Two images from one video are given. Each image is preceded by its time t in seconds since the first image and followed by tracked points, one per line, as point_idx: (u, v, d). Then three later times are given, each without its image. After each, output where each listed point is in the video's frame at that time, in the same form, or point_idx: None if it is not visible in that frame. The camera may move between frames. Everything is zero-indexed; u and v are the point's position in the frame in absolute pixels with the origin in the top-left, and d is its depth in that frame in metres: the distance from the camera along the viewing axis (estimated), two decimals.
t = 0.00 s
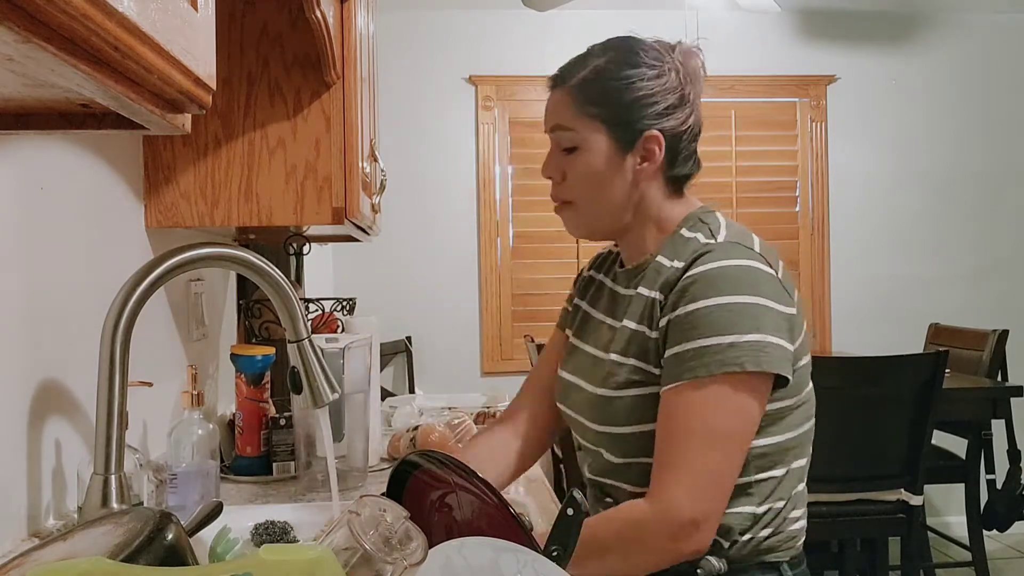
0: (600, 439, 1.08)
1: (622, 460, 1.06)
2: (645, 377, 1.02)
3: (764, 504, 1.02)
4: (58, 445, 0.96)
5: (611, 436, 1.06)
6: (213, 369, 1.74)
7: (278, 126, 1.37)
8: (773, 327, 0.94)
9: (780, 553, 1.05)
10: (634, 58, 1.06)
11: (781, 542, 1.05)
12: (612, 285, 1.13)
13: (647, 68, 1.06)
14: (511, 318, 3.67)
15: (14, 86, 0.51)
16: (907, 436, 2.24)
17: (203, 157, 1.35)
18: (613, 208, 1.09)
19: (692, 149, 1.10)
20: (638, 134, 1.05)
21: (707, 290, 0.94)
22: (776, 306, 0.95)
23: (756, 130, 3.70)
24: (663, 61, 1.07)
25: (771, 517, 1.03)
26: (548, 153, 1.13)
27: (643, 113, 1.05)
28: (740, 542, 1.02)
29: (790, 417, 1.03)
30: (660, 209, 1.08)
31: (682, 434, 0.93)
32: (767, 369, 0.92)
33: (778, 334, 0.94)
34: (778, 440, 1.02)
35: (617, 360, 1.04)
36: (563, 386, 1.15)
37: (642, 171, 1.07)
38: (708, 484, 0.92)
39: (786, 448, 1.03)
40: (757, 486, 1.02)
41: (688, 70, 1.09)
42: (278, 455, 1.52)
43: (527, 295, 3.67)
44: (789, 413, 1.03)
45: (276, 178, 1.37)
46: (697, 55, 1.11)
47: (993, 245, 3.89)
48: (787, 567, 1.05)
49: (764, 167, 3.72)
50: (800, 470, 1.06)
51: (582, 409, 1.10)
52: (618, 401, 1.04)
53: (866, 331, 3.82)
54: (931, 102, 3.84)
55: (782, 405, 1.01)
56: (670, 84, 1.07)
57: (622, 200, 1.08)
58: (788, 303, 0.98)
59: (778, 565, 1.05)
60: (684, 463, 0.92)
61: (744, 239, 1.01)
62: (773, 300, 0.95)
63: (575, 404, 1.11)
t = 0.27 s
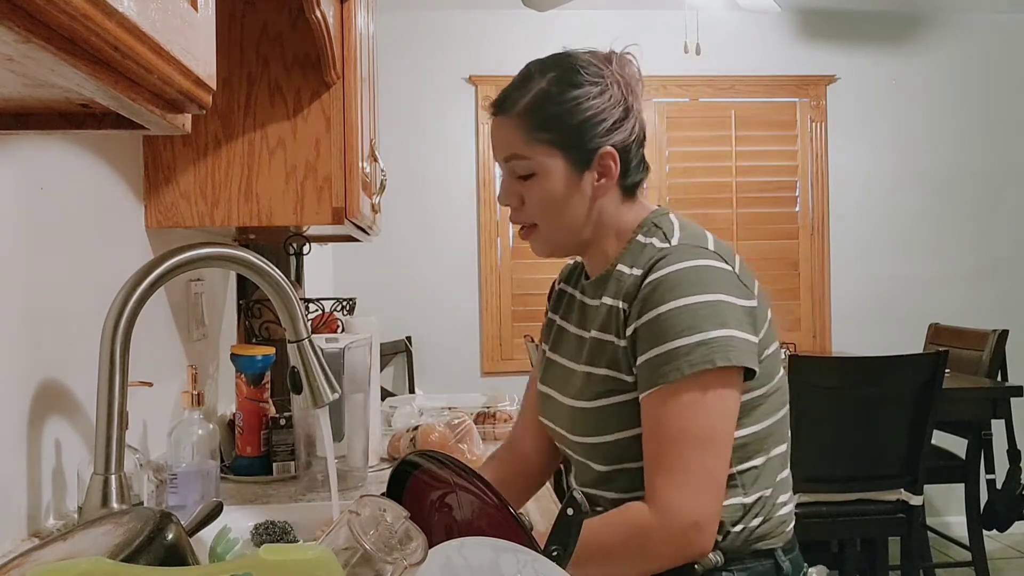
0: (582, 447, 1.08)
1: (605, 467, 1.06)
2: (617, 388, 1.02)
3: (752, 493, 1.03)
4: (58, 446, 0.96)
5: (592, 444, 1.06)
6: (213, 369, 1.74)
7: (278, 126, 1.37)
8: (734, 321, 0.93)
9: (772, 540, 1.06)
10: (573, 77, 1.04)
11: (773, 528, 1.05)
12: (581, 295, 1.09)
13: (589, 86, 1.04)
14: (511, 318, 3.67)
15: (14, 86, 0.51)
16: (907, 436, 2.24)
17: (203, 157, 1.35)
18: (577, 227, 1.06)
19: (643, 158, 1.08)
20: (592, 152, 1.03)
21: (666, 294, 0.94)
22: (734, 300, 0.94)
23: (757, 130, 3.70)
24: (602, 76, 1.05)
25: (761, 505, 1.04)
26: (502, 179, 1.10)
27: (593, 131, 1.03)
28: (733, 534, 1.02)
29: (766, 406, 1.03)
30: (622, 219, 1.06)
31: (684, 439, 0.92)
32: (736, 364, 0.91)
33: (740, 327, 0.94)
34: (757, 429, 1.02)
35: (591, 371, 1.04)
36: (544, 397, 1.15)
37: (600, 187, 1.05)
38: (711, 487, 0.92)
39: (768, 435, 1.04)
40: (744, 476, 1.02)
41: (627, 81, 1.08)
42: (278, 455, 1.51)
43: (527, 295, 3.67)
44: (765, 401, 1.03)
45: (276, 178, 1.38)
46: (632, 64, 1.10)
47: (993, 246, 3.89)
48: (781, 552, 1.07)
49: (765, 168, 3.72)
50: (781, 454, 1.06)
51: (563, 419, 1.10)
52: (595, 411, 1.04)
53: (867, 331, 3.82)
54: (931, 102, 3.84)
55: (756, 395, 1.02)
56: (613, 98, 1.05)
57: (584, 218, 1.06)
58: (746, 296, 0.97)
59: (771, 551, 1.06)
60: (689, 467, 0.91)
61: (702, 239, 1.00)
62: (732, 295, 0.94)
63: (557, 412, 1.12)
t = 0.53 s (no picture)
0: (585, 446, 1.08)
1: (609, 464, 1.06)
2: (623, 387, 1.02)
3: (750, 490, 1.03)
4: (58, 445, 0.96)
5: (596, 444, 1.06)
6: (213, 369, 1.74)
7: (278, 126, 1.37)
8: (736, 326, 0.93)
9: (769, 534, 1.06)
10: (583, 79, 1.04)
11: (769, 523, 1.05)
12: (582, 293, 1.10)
13: (599, 88, 1.04)
14: (511, 318, 3.67)
15: (14, 87, 0.51)
16: (907, 436, 2.24)
17: (203, 157, 1.35)
18: (587, 228, 1.06)
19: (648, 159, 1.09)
20: (604, 153, 1.03)
21: (670, 295, 0.94)
22: (735, 304, 0.95)
23: (757, 130, 3.70)
24: (610, 77, 1.06)
25: (758, 502, 1.04)
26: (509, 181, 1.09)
27: (604, 132, 1.03)
28: (732, 530, 1.03)
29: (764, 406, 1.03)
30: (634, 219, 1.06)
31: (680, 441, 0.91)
32: (740, 369, 0.91)
33: (744, 332, 0.94)
34: (754, 430, 1.02)
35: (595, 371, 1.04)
36: (546, 394, 1.15)
37: (611, 188, 1.05)
38: (712, 482, 0.91)
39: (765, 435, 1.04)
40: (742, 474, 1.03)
41: (633, 82, 1.09)
42: (278, 455, 1.51)
43: (527, 295, 3.67)
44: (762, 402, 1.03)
45: (276, 178, 1.38)
46: (636, 64, 1.11)
47: (993, 246, 3.89)
48: (776, 545, 1.07)
49: (765, 167, 3.72)
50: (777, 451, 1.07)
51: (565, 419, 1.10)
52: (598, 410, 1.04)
53: (866, 331, 3.82)
54: (931, 102, 3.84)
55: (751, 398, 1.02)
56: (621, 99, 1.06)
57: (594, 219, 1.05)
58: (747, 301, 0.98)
59: (767, 545, 1.06)
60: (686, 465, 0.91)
61: (704, 244, 1.01)
62: (732, 300, 0.95)
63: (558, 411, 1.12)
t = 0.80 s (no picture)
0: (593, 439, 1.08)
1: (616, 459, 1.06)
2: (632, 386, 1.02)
3: (758, 490, 1.03)
4: (58, 445, 0.96)
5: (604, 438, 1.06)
6: (213, 369, 1.74)
7: (278, 126, 1.37)
8: (749, 330, 0.93)
9: (773, 533, 1.06)
10: (595, 78, 1.03)
11: (773, 522, 1.05)
12: (594, 292, 1.10)
13: (611, 86, 1.04)
14: (511, 318, 3.67)
15: (14, 86, 0.51)
16: (907, 436, 2.24)
17: (203, 157, 1.35)
18: (601, 227, 1.06)
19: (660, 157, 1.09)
20: (617, 152, 1.04)
21: (685, 299, 0.94)
22: (749, 309, 0.95)
23: (757, 130, 3.70)
24: (622, 75, 1.05)
25: (765, 501, 1.04)
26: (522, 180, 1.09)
27: (617, 131, 1.03)
28: (738, 528, 1.02)
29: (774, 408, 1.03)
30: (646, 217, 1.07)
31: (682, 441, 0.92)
32: (752, 373, 0.91)
33: (757, 337, 0.94)
34: (763, 431, 1.02)
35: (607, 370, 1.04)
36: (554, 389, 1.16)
37: (624, 187, 1.05)
38: (717, 483, 0.91)
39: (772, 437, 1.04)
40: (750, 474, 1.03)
41: (644, 79, 1.08)
42: (278, 455, 1.52)
43: (527, 295, 3.67)
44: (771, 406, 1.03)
45: (276, 178, 1.38)
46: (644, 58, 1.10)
47: (993, 246, 3.89)
48: (779, 544, 1.07)
49: (765, 167, 3.72)
50: (784, 453, 1.07)
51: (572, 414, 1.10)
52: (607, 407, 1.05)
53: (866, 331, 3.82)
54: (931, 102, 3.84)
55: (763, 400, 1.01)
56: (633, 97, 1.05)
57: (608, 218, 1.06)
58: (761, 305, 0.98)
59: (770, 543, 1.06)
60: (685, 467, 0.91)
61: (718, 247, 1.00)
62: (745, 304, 0.95)
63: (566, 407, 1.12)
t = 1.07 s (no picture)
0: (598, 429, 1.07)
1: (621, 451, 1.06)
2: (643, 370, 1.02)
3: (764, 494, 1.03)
4: (58, 445, 0.96)
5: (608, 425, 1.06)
6: (213, 368, 1.74)
7: (278, 126, 1.37)
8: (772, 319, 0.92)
9: (779, 536, 1.06)
10: (639, 59, 1.09)
11: (779, 524, 1.05)
12: (609, 278, 1.12)
13: (651, 70, 1.10)
14: (511, 318, 3.67)
15: (14, 86, 0.51)
16: (908, 436, 2.24)
17: (203, 157, 1.35)
18: (633, 202, 1.06)
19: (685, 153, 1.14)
20: (656, 128, 1.07)
21: (711, 281, 0.94)
22: (773, 299, 0.94)
23: (757, 130, 3.70)
24: (660, 65, 1.12)
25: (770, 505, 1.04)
26: (556, 152, 1.09)
27: (657, 108, 1.08)
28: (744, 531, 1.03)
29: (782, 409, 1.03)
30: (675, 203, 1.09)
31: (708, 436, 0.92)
32: (777, 360, 0.91)
33: (779, 327, 0.93)
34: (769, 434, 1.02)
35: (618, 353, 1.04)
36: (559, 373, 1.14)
37: (660, 165, 1.08)
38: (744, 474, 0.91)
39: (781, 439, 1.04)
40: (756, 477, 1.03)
41: (678, 77, 1.15)
42: (278, 455, 1.52)
43: (527, 295, 3.67)
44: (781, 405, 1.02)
45: (276, 178, 1.38)
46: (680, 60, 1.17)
47: (993, 246, 3.89)
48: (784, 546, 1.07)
49: (765, 167, 3.72)
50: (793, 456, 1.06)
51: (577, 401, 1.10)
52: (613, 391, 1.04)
53: (866, 331, 3.82)
54: (931, 102, 3.84)
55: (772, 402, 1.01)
56: (669, 86, 1.11)
57: (640, 194, 1.06)
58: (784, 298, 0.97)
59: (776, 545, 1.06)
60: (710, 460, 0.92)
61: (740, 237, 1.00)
62: (770, 293, 0.94)
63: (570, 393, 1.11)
